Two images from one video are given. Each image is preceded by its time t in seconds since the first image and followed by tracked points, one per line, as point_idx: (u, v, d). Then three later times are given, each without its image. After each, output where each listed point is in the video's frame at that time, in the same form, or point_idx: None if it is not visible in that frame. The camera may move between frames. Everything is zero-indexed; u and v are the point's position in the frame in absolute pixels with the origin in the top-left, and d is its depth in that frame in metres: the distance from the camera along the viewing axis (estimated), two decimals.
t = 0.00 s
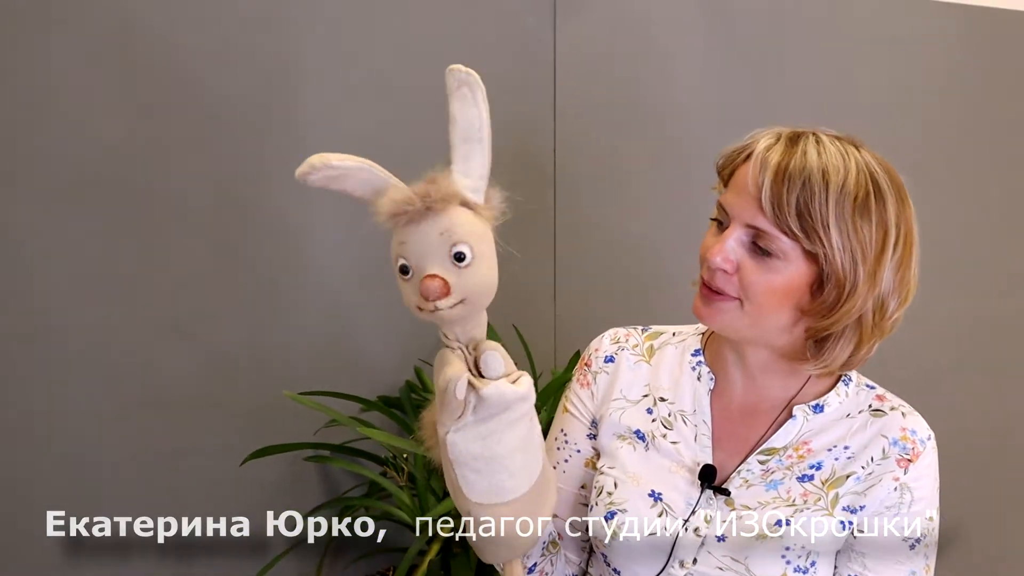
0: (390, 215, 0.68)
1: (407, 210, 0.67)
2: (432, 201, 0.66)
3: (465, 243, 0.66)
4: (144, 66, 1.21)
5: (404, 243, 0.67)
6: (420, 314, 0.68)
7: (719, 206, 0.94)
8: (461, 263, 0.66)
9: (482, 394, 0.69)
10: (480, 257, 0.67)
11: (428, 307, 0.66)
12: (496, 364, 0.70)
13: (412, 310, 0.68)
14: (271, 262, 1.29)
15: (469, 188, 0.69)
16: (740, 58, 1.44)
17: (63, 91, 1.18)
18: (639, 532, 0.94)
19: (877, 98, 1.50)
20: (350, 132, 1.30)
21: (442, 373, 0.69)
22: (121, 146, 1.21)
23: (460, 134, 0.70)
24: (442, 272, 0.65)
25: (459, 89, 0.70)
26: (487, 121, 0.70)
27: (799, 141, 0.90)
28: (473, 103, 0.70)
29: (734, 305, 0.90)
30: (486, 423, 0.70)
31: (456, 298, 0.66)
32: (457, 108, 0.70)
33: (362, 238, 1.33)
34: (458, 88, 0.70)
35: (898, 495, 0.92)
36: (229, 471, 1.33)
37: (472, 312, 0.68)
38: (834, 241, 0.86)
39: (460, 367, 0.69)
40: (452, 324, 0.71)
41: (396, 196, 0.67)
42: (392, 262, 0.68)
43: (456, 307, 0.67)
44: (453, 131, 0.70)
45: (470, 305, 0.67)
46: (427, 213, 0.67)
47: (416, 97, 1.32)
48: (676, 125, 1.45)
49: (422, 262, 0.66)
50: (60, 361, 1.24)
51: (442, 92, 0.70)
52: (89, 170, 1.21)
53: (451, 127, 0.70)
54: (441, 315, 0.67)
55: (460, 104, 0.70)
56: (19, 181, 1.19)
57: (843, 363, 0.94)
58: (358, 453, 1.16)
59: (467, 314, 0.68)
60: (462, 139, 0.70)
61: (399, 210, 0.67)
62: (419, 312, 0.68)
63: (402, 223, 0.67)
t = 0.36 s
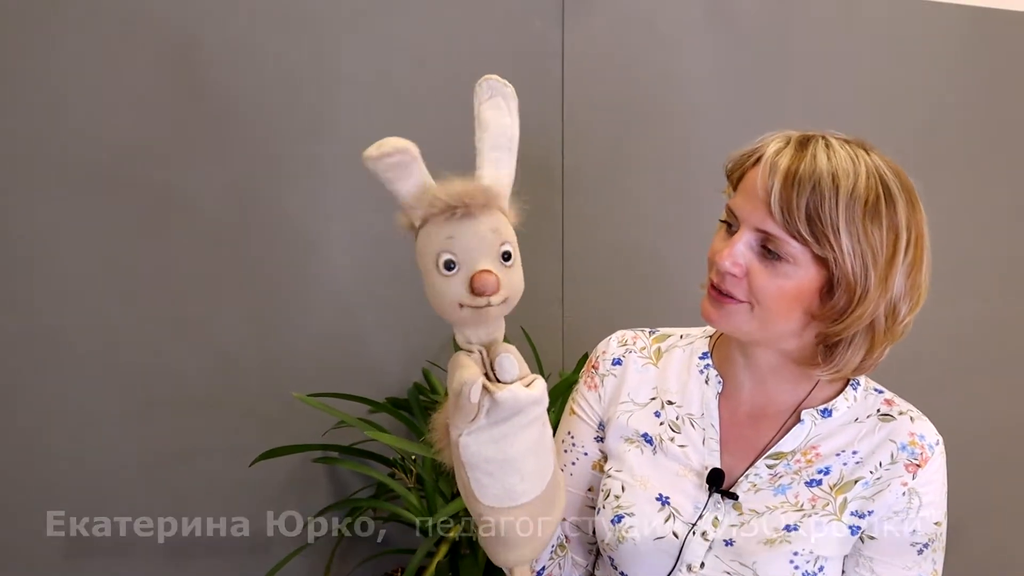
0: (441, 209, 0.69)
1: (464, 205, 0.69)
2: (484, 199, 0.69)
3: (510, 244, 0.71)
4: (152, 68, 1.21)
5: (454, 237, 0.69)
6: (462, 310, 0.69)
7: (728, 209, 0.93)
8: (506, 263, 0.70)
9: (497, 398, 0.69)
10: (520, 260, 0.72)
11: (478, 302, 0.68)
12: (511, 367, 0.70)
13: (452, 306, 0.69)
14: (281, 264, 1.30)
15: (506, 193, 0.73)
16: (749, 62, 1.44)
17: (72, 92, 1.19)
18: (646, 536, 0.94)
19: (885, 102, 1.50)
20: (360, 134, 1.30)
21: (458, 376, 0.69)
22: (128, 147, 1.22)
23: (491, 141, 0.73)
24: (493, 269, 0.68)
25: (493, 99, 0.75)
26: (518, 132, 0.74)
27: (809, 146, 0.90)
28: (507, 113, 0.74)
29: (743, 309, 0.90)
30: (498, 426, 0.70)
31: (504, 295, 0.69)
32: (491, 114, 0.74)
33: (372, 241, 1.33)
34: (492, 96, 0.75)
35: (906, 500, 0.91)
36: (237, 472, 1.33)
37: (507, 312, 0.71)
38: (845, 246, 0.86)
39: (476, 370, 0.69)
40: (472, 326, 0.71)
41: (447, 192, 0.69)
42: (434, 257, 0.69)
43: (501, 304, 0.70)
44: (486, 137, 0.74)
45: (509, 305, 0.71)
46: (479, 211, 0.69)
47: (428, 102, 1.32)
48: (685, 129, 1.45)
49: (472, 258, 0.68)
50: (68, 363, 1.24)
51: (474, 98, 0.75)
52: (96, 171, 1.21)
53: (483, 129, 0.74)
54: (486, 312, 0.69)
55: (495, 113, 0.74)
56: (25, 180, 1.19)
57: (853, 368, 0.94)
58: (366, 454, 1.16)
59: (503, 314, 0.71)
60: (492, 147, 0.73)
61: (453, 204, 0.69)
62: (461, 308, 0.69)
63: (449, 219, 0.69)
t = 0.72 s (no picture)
0: (388, 224, 0.63)
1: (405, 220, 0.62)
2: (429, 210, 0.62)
3: (463, 255, 0.61)
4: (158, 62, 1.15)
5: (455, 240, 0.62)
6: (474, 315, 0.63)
7: (733, 211, 0.93)
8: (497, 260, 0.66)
9: (496, 398, 0.68)
10: (480, 267, 0.62)
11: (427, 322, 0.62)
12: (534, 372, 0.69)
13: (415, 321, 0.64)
14: (290, 264, 1.29)
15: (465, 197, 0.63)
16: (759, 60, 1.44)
17: (68, 86, 1.11)
18: (656, 537, 0.93)
19: (894, 102, 1.50)
20: (370, 133, 1.30)
21: (452, 376, 0.68)
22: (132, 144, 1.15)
23: (443, 144, 0.61)
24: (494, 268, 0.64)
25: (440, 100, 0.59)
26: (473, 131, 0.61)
27: (814, 147, 0.90)
28: (455, 116, 0.60)
29: (749, 311, 0.90)
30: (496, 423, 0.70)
31: (456, 310, 0.62)
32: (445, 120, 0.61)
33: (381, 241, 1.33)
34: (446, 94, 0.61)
35: (917, 501, 0.91)
36: (245, 474, 1.32)
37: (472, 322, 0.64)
38: (850, 247, 0.85)
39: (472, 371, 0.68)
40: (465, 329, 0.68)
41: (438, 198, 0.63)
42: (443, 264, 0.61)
43: (456, 319, 0.62)
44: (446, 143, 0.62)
45: (471, 317, 0.63)
46: (425, 222, 0.62)
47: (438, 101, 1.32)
48: (694, 128, 1.45)
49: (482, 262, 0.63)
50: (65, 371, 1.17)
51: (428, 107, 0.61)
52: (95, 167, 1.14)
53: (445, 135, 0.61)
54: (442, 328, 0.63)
55: (441, 111, 0.60)
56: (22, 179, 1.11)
57: (862, 370, 0.93)
58: (376, 454, 1.16)
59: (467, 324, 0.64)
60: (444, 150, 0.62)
61: (395, 220, 0.62)
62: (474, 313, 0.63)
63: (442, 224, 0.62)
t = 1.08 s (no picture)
0: (495, 205, 0.67)
1: (522, 202, 0.68)
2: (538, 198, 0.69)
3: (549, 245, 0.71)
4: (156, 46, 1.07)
5: (507, 235, 0.67)
6: (508, 309, 0.68)
7: (743, 212, 0.91)
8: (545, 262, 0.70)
9: (514, 398, 0.68)
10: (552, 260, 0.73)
11: (527, 301, 0.67)
12: (538, 377, 0.69)
13: (496, 304, 0.67)
14: (292, 261, 1.25)
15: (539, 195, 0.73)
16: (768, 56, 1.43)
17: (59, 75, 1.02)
18: (664, 540, 0.91)
19: (903, 97, 1.48)
20: (373, 129, 1.28)
21: (467, 371, 0.68)
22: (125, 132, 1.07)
23: (518, 144, 0.70)
24: (539, 268, 0.68)
25: (525, 102, 0.71)
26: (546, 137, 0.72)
27: (825, 146, 0.88)
28: (539, 118, 0.71)
29: (760, 314, 0.88)
30: (514, 424, 0.69)
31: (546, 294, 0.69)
32: (526, 118, 0.71)
33: (385, 236, 1.32)
34: (522, 100, 0.71)
35: (931, 504, 0.88)
36: (244, 476, 1.27)
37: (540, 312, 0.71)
38: (864, 248, 0.83)
39: (488, 364, 0.68)
40: (499, 325, 0.70)
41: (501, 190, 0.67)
42: (487, 253, 0.67)
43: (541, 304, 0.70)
44: (512, 139, 0.70)
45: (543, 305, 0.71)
46: (531, 208, 0.69)
47: (441, 96, 1.31)
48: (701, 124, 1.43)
49: (524, 257, 0.67)
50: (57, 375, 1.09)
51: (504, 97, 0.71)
52: (85, 154, 1.05)
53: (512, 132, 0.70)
54: (530, 311, 0.69)
55: (528, 116, 0.71)
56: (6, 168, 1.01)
57: (877, 372, 0.91)
58: (377, 455, 1.14)
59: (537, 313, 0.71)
60: (520, 149, 0.71)
61: (510, 200, 0.67)
62: (506, 307, 0.67)
63: (501, 216, 0.67)
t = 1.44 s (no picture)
0: (492, 199, 0.62)
1: (522, 194, 0.62)
2: (542, 190, 0.63)
3: (564, 241, 0.64)
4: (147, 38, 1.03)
5: (506, 231, 0.61)
6: (510, 311, 0.61)
7: (777, 207, 0.84)
8: (557, 260, 0.63)
9: (530, 403, 0.62)
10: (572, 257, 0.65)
11: (530, 303, 0.61)
12: (557, 379, 0.63)
13: (497, 306, 0.62)
14: (298, 263, 1.17)
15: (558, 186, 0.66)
16: (805, 41, 1.30)
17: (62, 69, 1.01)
18: (692, 562, 0.85)
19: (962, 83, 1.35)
20: (377, 121, 1.18)
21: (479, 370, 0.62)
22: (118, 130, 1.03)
23: (541, 130, 0.66)
24: (545, 266, 0.61)
25: (548, 84, 0.67)
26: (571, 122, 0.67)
27: (866, 134, 0.80)
28: (562, 101, 0.66)
29: (796, 318, 0.81)
30: (531, 431, 0.64)
31: (556, 295, 0.62)
32: (545, 102, 0.66)
33: (390, 236, 1.23)
34: (545, 81, 0.67)
35: (985, 525, 0.81)
36: (244, 491, 1.20)
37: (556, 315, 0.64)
38: (909, 245, 0.76)
39: (502, 365, 0.62)
40: (511, 328, 0.63)
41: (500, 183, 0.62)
42: (483, 251, 0.61)
43: (552, 307, 0.62)
44: (535, 124, 0.66)
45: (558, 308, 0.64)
46: (536, 201, 0.63)
47: (449, 86, 1.22)
48: (729, 115, 1.33)
49: (526, 255, 0.61)
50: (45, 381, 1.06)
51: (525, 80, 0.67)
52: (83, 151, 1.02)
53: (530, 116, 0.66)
54: (537, 314, 0.62)
55: (549, 99, 0.66)
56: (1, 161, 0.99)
57: (925, 378, 0.84)
58: (385, 468, 1.09)
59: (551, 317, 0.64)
60: (543, 137, 0.66)
61: (508, 193, 0.62)
62: (508, 309, 0.61)
63: (498, 210, 0.62)
